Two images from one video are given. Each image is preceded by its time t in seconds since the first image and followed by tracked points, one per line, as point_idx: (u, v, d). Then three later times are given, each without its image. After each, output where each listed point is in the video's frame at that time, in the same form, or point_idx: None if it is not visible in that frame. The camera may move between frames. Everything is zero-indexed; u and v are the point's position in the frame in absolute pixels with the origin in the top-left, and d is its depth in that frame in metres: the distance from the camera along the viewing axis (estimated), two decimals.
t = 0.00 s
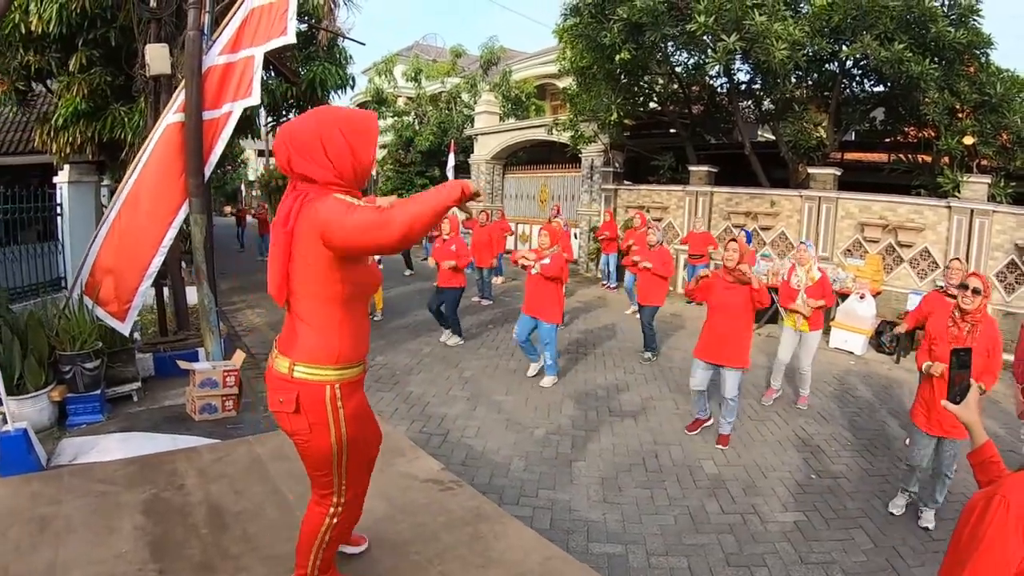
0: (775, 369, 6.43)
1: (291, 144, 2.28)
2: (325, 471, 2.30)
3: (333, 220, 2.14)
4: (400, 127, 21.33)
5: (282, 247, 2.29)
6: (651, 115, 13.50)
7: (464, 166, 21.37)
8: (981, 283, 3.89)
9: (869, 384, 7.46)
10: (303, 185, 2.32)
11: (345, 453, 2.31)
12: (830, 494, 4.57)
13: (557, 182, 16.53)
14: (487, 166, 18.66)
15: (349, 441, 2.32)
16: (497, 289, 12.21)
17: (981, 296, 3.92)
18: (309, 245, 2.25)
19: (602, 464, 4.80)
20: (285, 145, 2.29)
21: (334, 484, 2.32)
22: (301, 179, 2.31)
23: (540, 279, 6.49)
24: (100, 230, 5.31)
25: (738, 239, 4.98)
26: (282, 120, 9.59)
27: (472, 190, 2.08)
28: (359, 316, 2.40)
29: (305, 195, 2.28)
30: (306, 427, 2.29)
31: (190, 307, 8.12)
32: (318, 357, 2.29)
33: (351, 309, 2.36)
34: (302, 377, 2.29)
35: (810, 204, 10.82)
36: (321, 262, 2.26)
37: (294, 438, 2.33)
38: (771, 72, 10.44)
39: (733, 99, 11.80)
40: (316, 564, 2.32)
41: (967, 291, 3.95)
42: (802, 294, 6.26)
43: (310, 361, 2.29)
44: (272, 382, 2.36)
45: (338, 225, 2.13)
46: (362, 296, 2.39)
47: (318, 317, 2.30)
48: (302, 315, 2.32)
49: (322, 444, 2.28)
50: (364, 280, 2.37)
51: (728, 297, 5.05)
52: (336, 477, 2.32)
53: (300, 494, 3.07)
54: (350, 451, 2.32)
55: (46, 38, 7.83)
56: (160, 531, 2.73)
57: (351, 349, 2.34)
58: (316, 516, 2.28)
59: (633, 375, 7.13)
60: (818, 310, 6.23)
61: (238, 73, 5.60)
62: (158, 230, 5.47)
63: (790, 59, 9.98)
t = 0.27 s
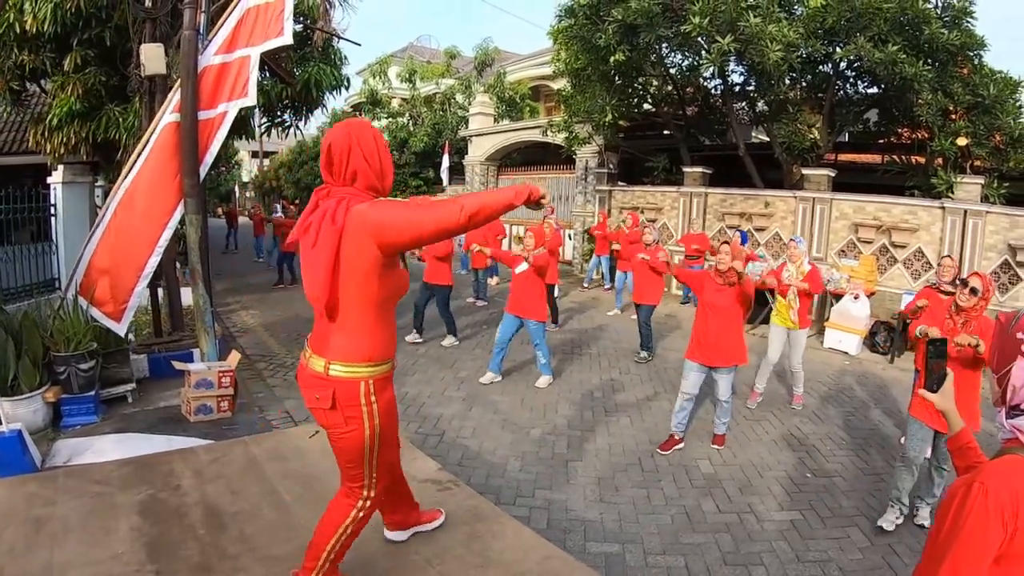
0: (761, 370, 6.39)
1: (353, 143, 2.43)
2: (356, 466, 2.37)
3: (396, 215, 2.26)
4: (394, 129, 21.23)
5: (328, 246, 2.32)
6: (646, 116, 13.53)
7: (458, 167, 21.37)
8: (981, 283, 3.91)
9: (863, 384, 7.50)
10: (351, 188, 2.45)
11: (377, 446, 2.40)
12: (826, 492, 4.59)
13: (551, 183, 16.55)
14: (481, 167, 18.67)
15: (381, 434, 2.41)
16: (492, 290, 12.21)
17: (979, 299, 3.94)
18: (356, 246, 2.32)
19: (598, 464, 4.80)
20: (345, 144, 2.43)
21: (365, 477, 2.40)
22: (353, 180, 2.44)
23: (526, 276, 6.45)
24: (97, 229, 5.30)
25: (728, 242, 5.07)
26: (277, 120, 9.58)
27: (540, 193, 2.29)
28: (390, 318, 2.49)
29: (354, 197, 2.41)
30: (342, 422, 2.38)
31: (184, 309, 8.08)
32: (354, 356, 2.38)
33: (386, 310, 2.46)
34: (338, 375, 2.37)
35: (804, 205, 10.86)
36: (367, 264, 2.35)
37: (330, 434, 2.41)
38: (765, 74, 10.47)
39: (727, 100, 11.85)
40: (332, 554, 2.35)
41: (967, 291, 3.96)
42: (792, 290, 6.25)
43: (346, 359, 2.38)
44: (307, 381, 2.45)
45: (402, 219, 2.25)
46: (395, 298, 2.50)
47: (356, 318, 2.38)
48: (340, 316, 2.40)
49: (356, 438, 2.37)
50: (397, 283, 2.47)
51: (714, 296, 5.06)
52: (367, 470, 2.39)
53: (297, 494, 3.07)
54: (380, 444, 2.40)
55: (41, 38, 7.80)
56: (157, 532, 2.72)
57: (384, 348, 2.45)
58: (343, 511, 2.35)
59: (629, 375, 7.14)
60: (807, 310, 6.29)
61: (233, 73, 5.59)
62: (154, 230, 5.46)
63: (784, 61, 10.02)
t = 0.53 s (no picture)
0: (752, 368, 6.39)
1: (372, 137, 2.44)
2: (405, 438, 2.40)
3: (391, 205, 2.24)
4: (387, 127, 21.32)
5: (350, 234, 2.39)
6: (638, 115, 13.57)
7: (450, 166, 21.37)
8: (966, 280, 4.05)
9: (854, 381, 7.55)
10: (375, 177, 2.45)
11: (418, 419, 2.39)
12: (818, 488, 4.63)
13: (544, 182, 16.57)
14: (474, 166, 18.67)
15: (420, 408, 2.39)
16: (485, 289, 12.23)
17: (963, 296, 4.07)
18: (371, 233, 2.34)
19: (592, 461, 4.83)
20: (366, 138, 2.45)
21: (423, 452, 2.40)
22: (375, 169, 2.44)
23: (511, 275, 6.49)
24: (91, 226, 5.27)
25: (713, 239, 5.01)
26: (270, 119, 9.56)
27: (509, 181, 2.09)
28: (419, 298, 2.50)
29: (375, 186, 2.41)
30: (377, 399, 2.40)
31: (177, 307, 8.07)
32: (381, 334, 2.40)
33: (413, 290, 2.46)
34: (368, 354, 2.40)
35: (796, 204, 10.92)
36: (383, 249, 2.36)
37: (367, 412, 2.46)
38: (757, 73, 10.52)
39: (719, 99, 11.90)
40: (413, 532, 2.33)
41: (953, 289, 4.08)
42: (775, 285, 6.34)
43: (374, 338, 2.40)
44: (341, 362, 2.50)
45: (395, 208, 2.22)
46: (423, 277, 2.49)
47: (381, 299, 2.40)
48: (366, 298, 2.43)
49: (391, 413, 2.39)
50: (422, 265, 2.47)
51: (701, 296, 5.08)
52: (419, 441, 2.40)
53: (293, 491, 3.08)
54: (422, 418, 2.39)
55: (33, 36, 7.76)
56: (152, 530, 2.72)
57: (413, 325, 2.45)
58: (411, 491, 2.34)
59: (622, 373, 7.17)
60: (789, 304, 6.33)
61: (227, 71, 5.58)
62: (148, 227, 5.45)
63: (776, 60, 10.07)
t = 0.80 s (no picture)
0: (737, 363, 6.49)
1: (382, 134, 2.51)
2: (419, 440, 2.42)
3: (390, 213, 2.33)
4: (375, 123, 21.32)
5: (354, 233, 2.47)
6: (627, 110, 13.61)
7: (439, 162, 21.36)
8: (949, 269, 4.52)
9: (840, 374, 7.64)
10: (383, 176, 2.51)
11: (431, 420, 2.41)
12: (804, 479, 4.69)
13: (533, 177, 16.60)
14: (463, 161, 18.66)
15: (433, 408, 2.41)
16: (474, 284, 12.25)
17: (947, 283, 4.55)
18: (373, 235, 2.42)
19: (581, 453, 4.87)
20: (377, 134, 2.52)
21: (435, 452, 2.43)
22: (383, 169, 2.51)
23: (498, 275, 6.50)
24: (79, 222, 5.23)
25: (702, 239, 5.15)
26: (258, 115, 9.54)
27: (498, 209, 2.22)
28: (430, 298, 2.53)
29: (382, 185, 2.48)
30: (391, 401, 2.44)
31: (166, 303, 8.04)
32: (394, 336, 2.43)
33: (423, 290, 2.50)
34: (380, 355, 2.43)
35: (783, 199, 11.01)
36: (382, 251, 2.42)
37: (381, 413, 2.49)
38: (745, 68, 10.57)
39: (708, 95, 11.96)
40: (438, 531, 2.36)
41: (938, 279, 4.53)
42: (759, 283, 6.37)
43: (386, 340, 2.43)
44: (354, 364, 2.53)
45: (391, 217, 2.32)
46: (434, 278, 2.54)
47: (392, 300, 2.45)
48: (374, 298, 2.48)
49: (404, 414, 2.42)
50: (432, 266, 2.50)
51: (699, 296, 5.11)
52: (432, 442, 2.42)
53: (283, 484, 3.10)
54: (435, 418, 2.41)
55: (20, 31, 7.70)
56: (143, 524, 2.73)
57: (426, 325, 2.49)
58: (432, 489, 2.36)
59: (611, 367, 7.21)
60: (775, 303, 6.35)
61: (215, 66, 5.56)
62: (137, 223, 5.43)
63: (764, 56, 10.13)
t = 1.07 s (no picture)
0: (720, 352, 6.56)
1: (391, 112, 2.50)
2: (410, 435, 2.39)
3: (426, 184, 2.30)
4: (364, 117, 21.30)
5: (363, 209, 2.35)
6: (616, 105, 13.65)
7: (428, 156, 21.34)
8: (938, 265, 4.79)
9: (827, 366, 7.73)
10: (382, 159, 2.49)
11: (421, 413, 2.39)
12: (789, 469, 4.76)
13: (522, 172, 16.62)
14: (452, 155, 18.66)
15: (424, 402, 2.40)
16: (464, 278, 12.29)
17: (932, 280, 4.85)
18: (387, 213, 2.35)
19: (570, 445, 4.91)
20: (384, 112, 2.51)
21: (418, 447, 2.41)
22: (388, 150, 2.49)
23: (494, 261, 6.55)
24: (68, 217, 5.21)
25: (705, 224, 5.14)
26: (247, 109, 9.51)
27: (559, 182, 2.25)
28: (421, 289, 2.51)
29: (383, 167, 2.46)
30: (383, 395, 2.36)
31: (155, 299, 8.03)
32: (391, 326, 2.38)
33: (418, 281, 2.48)
34: (375, 347, 2.36)
35: (772, 192, 11.12)
36: (398, 230, 2.36)
37: (368, 410, 2.40)
38: (734, 62, 10.63)
39: (697, 89, 12.01)
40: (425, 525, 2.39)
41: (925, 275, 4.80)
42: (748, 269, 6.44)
43: (382, 331, 2.37)
44: (341, 359, 2.42)
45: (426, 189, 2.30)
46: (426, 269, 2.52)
47: (393, 285, 2.40)
48: (374, 284, 2.40)
49: (398, 408, 2.36)
50: (427, 254, 2.49)
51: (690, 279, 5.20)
52: (417, 438, 2.40)
53: (274, 476, 3.12)
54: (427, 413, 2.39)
55: (8, 27, 7.65)
56: (135, 517, 2.74)
57: (417, 318, 2.46)
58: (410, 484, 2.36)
59: (600, 359, 7.27)
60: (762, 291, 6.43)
61: (204, 61, 5.54)
62: (127, 219, 5.41)
63: (752, 50, 10.19)
